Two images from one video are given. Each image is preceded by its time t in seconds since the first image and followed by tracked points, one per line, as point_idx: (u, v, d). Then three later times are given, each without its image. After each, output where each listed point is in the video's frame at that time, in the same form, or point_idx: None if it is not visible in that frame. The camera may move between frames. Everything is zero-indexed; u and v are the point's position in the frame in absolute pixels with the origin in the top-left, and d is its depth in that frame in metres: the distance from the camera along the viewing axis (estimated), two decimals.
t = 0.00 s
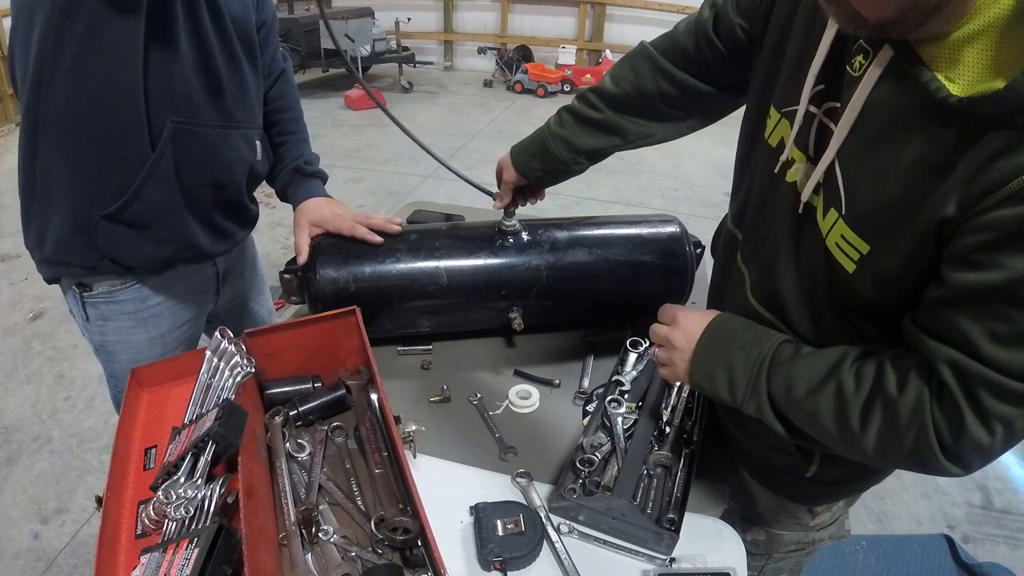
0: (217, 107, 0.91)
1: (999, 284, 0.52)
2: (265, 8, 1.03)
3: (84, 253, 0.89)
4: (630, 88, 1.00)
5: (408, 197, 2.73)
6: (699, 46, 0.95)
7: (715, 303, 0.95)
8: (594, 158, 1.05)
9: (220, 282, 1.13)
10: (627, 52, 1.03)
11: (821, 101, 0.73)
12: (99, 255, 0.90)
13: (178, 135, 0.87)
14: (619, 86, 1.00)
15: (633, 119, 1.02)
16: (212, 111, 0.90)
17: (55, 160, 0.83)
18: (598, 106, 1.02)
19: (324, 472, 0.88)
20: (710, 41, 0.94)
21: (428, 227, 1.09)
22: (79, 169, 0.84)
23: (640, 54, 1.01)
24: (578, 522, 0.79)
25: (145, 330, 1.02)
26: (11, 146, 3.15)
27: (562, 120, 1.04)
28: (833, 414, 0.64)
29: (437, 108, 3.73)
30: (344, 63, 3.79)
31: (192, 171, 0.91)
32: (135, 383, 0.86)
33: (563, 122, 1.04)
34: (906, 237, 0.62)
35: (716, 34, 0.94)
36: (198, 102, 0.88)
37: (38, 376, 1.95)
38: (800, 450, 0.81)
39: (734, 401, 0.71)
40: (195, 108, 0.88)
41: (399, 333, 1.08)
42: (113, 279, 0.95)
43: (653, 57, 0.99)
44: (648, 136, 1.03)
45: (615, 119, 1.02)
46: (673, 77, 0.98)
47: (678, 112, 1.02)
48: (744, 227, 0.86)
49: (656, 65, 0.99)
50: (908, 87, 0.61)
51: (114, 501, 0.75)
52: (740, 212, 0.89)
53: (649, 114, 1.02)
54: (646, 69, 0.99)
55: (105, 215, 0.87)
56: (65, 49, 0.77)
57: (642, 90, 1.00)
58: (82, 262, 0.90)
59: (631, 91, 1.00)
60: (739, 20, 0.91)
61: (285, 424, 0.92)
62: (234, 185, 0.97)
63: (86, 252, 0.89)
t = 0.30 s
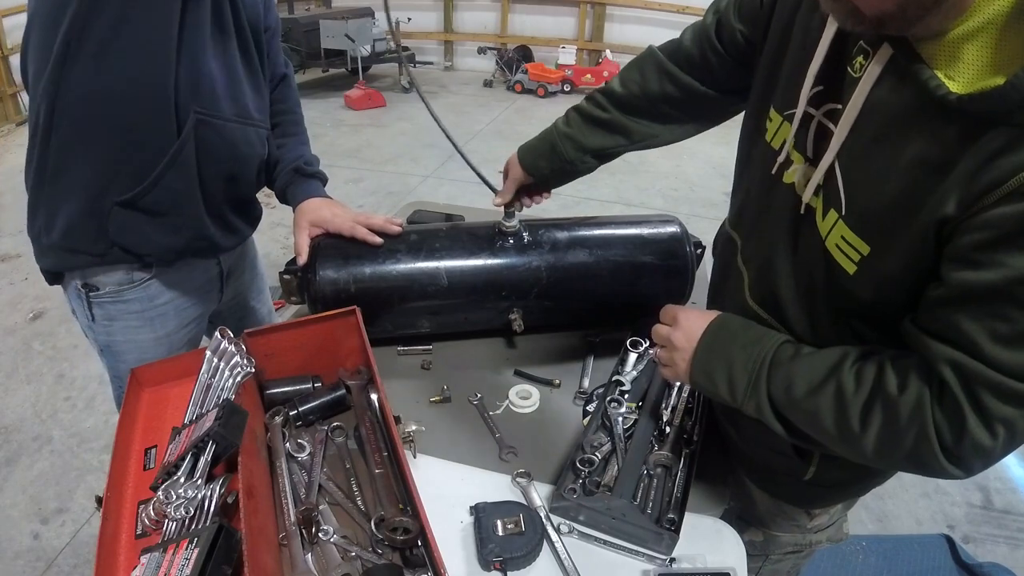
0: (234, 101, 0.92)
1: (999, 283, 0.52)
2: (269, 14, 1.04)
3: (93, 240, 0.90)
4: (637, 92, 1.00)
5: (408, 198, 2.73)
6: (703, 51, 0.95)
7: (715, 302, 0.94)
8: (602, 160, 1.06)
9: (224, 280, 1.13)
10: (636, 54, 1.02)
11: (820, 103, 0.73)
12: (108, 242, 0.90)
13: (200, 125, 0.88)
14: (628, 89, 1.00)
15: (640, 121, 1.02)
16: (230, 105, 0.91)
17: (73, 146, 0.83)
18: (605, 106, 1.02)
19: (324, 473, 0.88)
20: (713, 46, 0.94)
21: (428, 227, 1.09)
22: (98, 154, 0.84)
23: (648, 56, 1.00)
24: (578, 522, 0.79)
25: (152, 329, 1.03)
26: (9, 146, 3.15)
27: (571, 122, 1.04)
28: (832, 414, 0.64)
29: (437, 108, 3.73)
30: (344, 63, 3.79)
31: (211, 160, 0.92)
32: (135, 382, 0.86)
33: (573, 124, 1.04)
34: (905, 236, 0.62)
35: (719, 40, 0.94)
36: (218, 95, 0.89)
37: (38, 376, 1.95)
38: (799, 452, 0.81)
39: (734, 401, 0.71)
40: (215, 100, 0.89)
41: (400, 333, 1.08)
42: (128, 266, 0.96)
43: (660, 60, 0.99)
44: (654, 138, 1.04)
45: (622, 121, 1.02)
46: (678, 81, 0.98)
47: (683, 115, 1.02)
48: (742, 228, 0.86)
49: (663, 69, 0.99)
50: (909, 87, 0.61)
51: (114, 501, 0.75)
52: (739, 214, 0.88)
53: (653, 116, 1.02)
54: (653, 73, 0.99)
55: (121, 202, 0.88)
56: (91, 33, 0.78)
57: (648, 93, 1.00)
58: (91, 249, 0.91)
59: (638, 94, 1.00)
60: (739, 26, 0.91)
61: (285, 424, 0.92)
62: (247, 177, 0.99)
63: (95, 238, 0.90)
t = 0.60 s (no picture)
0: (251, 99, 0.94)
1: (995, 270, 0.52)
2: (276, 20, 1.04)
3: (106, 228, 0.90)
4: (642, 85, 1.00)
5: (408, 197, 2.73)
6: (695, 44, 0.96)
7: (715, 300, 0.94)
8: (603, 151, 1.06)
9: (228, 277, 1.13)
10: (631, 42, 1.01)
11: (813, 102, 0.73)
12: (122, 231, 0.91)
13: (220, 119, 0.90)
14: (632, 82, 1.00)
15: (642, 113, 1.02)
16: (247, 100, 0.94)
17: (91, 133, 0.84)
18: (610, 99, 1.01)
19: (325, 473, 0.88)
20: (704, 40, 0.95)
21: (428, 227, 1.09)
22: (117, 142, 0.85)
23: (649, 45, 0.99)
24: (578, 522, 0.79)
25: (159, 328, 1.03)
26: (9, 146, 3.15)
27: (576, 116, 1.02)
28: (835, 413, 0.64)
29: (437, 108, 3.73)
30: (344, 63, 3.79)
31: (229, 152, 0.94)
32: (136, 382, 0.87)
33: (580, 118, 1.02)
34: (902, 230, 0.62)
35: (709, 34, 0.95)
36: (238, 91, 0.91)
37: (37, 376, 1.95)
38: (799, 453, 0.81)
39: (737, 405, 0.71)
40: (235, 94, 0.91)
41: (400, 333, 1.08)
42: (141, 257, 0.96)
43: (659, 52, 0.98)
44: (651, 127, 1.04)
45: (625, 114, 1.02)
46: (675, 71, 0.98)
47: (672, 106, 1.02)
48: (740, 227, 0.86)
49: (662, 60, 0.98)
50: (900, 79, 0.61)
51: (114, 501, 0.75)
52: (736, 215, 0.88)
53: (646, 105, 1.02)
54: (653, 60, 0.99)
55: (137, 189, 0.89)
56: (117, 25, 0.79)
57: (651, 86, 1.00)
58: (103, 237, 0.91)
59: (642, 86, 1.00)
60: (728, 22, 0.92)
61: (285, 424, 0.92)
62: (257, 173, 1.00)
63: (107, 227, 0.90)
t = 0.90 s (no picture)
0: (259, 101, 0.95)
1: (994, 274, 0.52)
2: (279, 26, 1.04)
3: (112, 227, 0.90)
4: (617, 68, 1.01)
5: (408, 197, 2.73)
6: (669, 28, 0.96)
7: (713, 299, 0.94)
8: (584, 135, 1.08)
9: (231, 277, 1.13)
10: (597, 24, 1.01)
11: (804, 102, 0.73)
12: (128, 230, 0.91)
13: (230, 120, 0.90)
14: (607, 67, 1.01)
15: (618, 94, 1.04)
16: (256, 103, 0.94)
17: (100, 130, 0.84)
18: (586, 88, 1.02)
19: (325, 473, 0.88)
20: (678, 22, 0.96)
21: (428, 227, 1.09)
22: (126, 139, 0.85)
23: (617, 28, 0.99)
24: (578, 522, 0.79)
25: (162, 328, 1.03)
26: (9, 145, 3.15)
27: (555, 109, 1.03)
28: (835, 414, 0.64)
29: (437, 108, 3.73)
30: (345, 63, 3.78)
31: (238, 152, 0.94)
32: (136, 382, 0.87)
33: (559, 111, 1.03)
34: (897, 231, 0.62)
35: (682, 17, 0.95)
36: (247, 92, 0.91)
37: (37, 377, 1.95)
38: (800, 452, 0.81)
39: (737, 406, 0.71)
40: (243, 96, 0.91)
41: (399, 333, 1.08)
42: (145, 257, 0.96)
43: (631, 34, 0.98)
44: (625, 103, 1.06)
45: (603, 98, 1.03)
46: (647, 50, 0.99)
47: (644, 82, 1.04)
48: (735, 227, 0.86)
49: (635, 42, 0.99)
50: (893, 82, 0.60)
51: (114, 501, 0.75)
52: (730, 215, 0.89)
53: (621, 86, 1.03)
54: (623, 40, 0.99)
55: (144, 187, 0.89)
56: (128, 27, 0.80)
57: (625, 68, 1.01)
58: (108, 236, 0.91)
59: (617, 70, 1.01)
60: (707, 8, 0.93)
61: (285, 424, 0.92)
62: (264, 174, 1.00)
63: (114, 225, 0.90)
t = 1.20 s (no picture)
0: (264, 102, 0.94)
1: (1001, 291, 0.52)
2: (280, 28, 1.04)
3: (117, 226, 0.90)
4: (616, 68, 1.01)
5: (408, 198, 2.73)
6: (667, 26, 0.96)
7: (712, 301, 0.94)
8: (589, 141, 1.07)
9: (232, 276, 1.13)
10: (596, 26, 1.01)
11: (804, 104, 0.73)
12: (132, 228, 0.91)
13: (236, 120, 0.90)
14: (606, 67, 1.01)
15: (620, 95, 1.03)
16: (261, 104, 0.94)
17: (105, 130, 0.84)
18: (587, 89, 1.02)
19: (325, 473, 0.88)
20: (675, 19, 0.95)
21: (428, 227, 1.09)
22: (132, 139, 0.85)
23: (616, 28, 0.99)
24: (578, 522, 0.79)
25: (165, 329, 1.03)
26: (10, 146, 3.15)
27: (556, 112, 1.03)
28: (838, 427, 0.64)
29: (437, 108, 3.73)
30: (345, 63, 3.78)
31: (244, 152, 0.94)
32: (136, 382, 0.86)
33: (559, 114, 1.03)
34: (898, 238, 0.62)
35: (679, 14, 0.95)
36: (253, 94, 0.91)
37: (38, 376, 1.95)
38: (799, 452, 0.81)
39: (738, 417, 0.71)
40: (249, 96, 0.91)
41: (399, 333, 1.08)
42: (148, 257, 0.96)
43: (630, 33, 0.98)
44: (629, 106, 1.06)
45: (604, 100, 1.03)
46: (646, 49, 0.99)
47: (645, 83, 1.04)
48: (734, 226, 0.86)
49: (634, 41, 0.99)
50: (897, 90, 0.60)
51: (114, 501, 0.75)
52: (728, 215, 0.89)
53: (620, 87, 1.03)
54: (621, 41, 0.99)
55: (150, 187, 0.88)
56: (136, 28, 0.80)
57: (625, 68, 1.01)
58: (113, 235, 0.91)
59: (616, 69, 1.01)
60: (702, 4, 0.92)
61: (285, 423, 0.92)
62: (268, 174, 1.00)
63: (117, 225, 0.90)
